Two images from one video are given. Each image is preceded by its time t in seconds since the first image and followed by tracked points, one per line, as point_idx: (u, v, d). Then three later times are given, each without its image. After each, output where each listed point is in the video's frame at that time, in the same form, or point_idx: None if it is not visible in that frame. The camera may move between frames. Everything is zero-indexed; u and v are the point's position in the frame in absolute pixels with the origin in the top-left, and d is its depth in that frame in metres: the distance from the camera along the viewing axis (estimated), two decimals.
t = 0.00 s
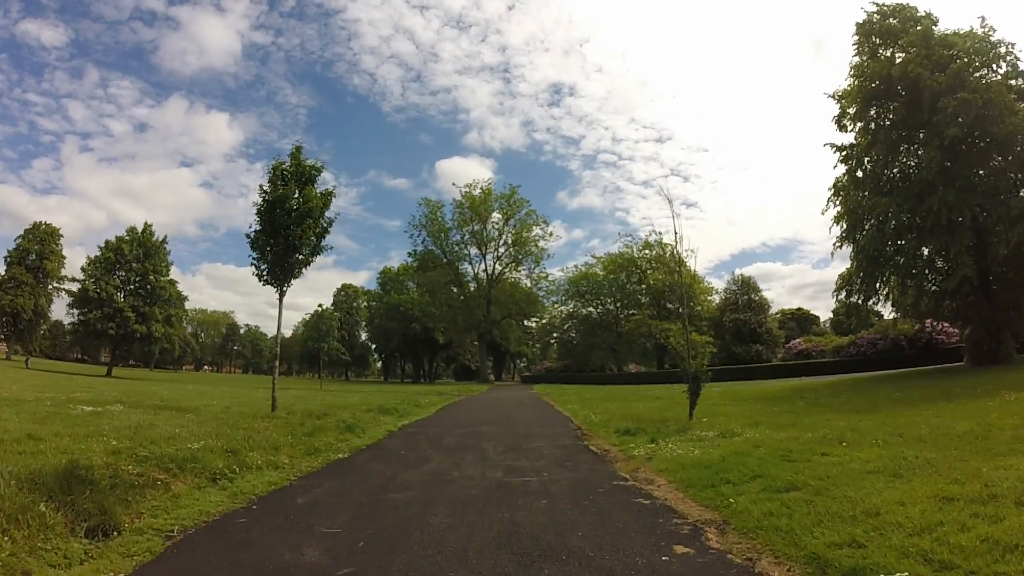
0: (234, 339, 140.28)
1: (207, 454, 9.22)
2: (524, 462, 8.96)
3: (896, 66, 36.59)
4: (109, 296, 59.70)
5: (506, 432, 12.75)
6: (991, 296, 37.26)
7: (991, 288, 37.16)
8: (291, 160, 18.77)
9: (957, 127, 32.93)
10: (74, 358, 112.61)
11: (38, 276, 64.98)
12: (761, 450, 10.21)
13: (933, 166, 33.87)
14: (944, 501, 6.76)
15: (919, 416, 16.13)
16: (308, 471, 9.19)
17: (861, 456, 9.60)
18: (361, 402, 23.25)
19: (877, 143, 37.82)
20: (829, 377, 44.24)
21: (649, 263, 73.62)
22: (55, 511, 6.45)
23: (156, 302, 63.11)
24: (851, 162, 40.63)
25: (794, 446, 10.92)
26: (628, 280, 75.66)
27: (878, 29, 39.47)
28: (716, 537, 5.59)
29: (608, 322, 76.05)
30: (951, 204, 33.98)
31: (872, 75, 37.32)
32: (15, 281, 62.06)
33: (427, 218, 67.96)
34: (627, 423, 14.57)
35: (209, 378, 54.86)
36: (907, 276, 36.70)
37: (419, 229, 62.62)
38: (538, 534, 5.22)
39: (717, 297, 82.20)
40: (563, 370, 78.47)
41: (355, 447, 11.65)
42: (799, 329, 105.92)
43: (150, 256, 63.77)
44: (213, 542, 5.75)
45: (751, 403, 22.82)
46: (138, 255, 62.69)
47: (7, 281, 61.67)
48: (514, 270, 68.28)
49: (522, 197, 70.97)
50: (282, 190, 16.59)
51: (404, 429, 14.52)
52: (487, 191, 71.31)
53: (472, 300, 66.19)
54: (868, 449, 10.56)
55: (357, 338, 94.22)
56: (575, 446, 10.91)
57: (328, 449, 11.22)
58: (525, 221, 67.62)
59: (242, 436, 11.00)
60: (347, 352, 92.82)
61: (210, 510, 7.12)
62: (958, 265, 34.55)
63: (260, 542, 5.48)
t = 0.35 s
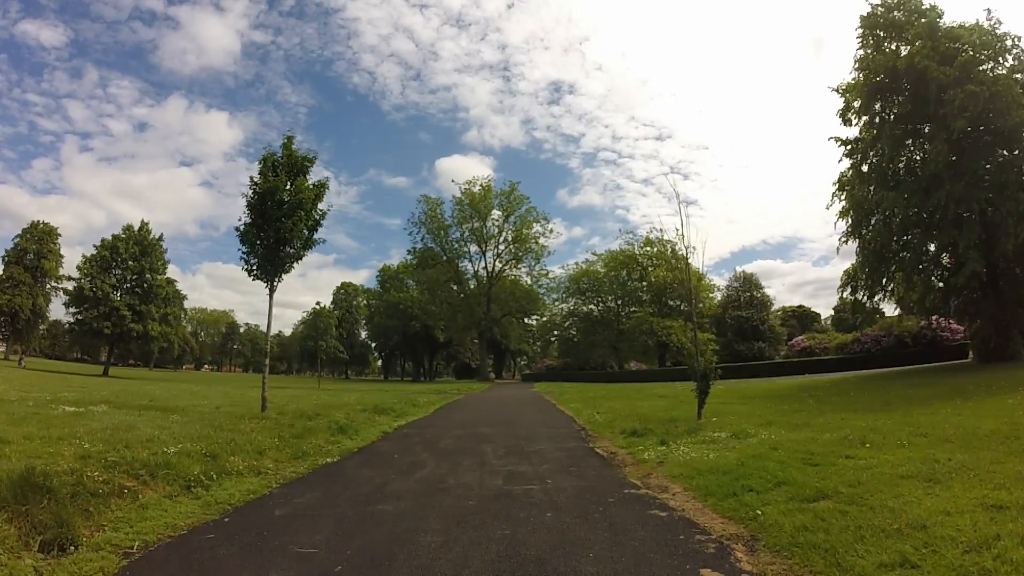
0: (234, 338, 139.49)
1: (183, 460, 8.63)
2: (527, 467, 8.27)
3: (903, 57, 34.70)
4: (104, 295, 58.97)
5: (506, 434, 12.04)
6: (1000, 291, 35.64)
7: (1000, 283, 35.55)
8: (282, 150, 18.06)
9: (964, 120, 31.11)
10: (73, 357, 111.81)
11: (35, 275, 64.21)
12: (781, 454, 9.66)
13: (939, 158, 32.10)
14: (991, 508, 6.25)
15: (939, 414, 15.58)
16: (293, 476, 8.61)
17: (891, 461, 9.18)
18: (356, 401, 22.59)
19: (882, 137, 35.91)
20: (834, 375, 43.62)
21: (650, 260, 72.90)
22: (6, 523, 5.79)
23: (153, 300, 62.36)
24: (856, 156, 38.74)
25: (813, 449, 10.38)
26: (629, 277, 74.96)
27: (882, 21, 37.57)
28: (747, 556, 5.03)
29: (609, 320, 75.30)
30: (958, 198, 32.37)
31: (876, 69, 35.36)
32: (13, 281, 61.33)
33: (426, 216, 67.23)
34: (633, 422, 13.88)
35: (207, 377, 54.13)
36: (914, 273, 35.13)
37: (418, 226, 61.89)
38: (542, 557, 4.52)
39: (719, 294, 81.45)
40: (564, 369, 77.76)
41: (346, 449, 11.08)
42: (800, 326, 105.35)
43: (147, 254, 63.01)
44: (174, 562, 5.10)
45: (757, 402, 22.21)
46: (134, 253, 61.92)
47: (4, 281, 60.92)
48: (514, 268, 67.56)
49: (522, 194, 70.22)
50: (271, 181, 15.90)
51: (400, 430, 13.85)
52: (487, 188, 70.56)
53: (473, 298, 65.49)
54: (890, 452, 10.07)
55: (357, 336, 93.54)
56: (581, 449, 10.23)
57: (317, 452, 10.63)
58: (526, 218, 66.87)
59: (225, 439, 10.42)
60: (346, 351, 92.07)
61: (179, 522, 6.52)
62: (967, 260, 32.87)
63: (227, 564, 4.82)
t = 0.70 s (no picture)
0: (235, 338, 138.70)
1: (153, 468, 8.04)
2: (529, 477, 7.53)
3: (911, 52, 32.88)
4: (101, 295, 58.29)
5: (506, 438, 11.25)
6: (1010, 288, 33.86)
7: (1009, 280, 33.77)
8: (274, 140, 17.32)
9: (973, 113, 29.35)
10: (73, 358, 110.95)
11: (33, 276, 63.47)
12: (806, 460, 8.99)
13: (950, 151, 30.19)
14: None
15: (963, 416, 14.86)
16: (271, 485, 8.00)
17: (929, 469, 8.54)
18: (351, 402, 21.87)
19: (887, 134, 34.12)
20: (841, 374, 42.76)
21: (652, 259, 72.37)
22: None
23: (150, 301, 61.63)
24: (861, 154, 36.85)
25: (839, 455, 9.70)
26: (631, 276, 74.15)
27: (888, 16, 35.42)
28: None
29: (611, 320, 74.46)
30: (969, 193, 30.57)
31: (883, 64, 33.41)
32: (12, 281, 60.59)
33: (427, 215, 66.55)
34: (641, 425, 13.11)
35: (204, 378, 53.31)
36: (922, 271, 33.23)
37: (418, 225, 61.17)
38: None
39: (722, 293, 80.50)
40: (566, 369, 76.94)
41: (334, 454, 10.46)
42: (803, 327, 104.56)
43: (144, 254, 62.28)
44: None
45: (767, 402, 21.46)
46: (131, 253, 61.16)
47: (3, 281, 60.22)
48: (516, 267, 66.83)
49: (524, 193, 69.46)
50: (261, 171, 15.19)
51: (394, 434, 13.11)
52: (488, 187, 69.85)
53: (474, 298, 64.75)
54: (924, 457, 9.45)
55: (358, 336, 92.78)
56: (588, 454, 9.46)
57: (302, 457, 10.02)
58: (527, 217, 66.11)
59: (203, 443, 9.81)
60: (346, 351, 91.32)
61: (135, 538, 5.91)
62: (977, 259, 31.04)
63: None
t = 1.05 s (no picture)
0: (240, 337, 138.01)
1: (121, 472, 7.46)
2: (537, 484, 6.76)
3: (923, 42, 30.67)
4: (101, 292, 57.77)
5: (512, 439, 10.49)
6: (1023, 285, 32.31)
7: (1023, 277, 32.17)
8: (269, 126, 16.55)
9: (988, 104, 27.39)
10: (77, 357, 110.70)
11: (37, 274, 62.98)
12: (841, 464, 8.24)
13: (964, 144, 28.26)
14: None
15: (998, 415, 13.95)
16: (249, 491, 7.38)
17: (981, 473, 7.73)
18: (351, 401, 21.16)
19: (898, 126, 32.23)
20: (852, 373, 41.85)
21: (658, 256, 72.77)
22: None
23: (151, 298, 61.14)
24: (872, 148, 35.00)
25: (876, 456, 8.94)
26: (637, 274, 73.20)
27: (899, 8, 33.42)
28: None
29: (617, 318, 73.54)
30: (983, 187, 28.77)
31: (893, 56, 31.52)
32: (15, 279, 60.08)
33: (432, 212, 65.91)
34: (654, 425, 12.33)
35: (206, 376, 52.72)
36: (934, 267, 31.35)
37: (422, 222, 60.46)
38: None
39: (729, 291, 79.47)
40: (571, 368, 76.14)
41: (325, 454, 9.82)
42: (810, 326, 103.56)
43: (145, 251, 61.75)
44: None
45: (782, 401, 20.68)
46: (132, 250, 60.60)
47: (5, 279, 59.66)
48: (521, 265, 66.02)
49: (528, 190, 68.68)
50: (253, 158, 14.44)
51: (392, 434, 12.37)
52: (493, 184, 69.09)
53: (478, 296, 64.01)
54: (972, 460, 8.66)
55: (362, 335, 92.14)
56: (602, 457, 8.68)
57: (290, 459, 9.37)
58: (532, 214, 65.29)
59: (182, 444, 9.22)
60: (349, 350, 90.50)
61: (86, 552, 5.32)
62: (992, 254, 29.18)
63: None
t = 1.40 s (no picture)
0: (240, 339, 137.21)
1: (80, 491, 6.84)
2: (538, 506, 6.11)
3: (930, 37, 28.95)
4: (97, 294, 57.11)
5: (512, 450, 9.82)
6: None
7: None
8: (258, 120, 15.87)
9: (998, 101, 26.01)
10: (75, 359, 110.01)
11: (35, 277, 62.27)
12: (872, 483, 7.62)
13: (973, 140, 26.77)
14: None
15: None
16: (221, 512, 6.78)
17: None
18: (345, 406, 20.49)
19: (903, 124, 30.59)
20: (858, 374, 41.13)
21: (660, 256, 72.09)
22: None
23: (147, 300, 60.56)
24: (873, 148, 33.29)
25: (906, 471, 8.33)
26: (638, 275, 72.42)
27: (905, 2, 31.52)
28: None
29: (618, 319, 72.78)
30: (993, 185, 27.26)
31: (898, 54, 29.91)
32: (13, 282, 59.36)
33: (431, 213, 65.29)
34: (662, 434, 11.68)
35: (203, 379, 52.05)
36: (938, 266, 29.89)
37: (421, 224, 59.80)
38: None
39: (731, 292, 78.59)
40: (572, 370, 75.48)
41: (310, 467, 9.22)
42: (812, 327, 102.98)
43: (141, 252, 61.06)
44: None
45: (792, 405, 20.02)
46: (128, 251, 59.91)
47: (3, 281, 58.94)
48: (521, 266, 65.32)
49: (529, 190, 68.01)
50: (241, 154, 13.79)
51: (385, 443, 11.70)
52: (492, 184, 68.44)
53: (478, 297, 63.38)
54: (1010, 473, 8.03)
55: (361, 336, 91.46)
56: (608, 472, 8.03)
57: (271, 473, 8.74)
58: (532, 214, 64.60)
59: (154, 458, 8.59)
60: (349, 351, 89.82)
61: None
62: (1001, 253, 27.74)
63: None
